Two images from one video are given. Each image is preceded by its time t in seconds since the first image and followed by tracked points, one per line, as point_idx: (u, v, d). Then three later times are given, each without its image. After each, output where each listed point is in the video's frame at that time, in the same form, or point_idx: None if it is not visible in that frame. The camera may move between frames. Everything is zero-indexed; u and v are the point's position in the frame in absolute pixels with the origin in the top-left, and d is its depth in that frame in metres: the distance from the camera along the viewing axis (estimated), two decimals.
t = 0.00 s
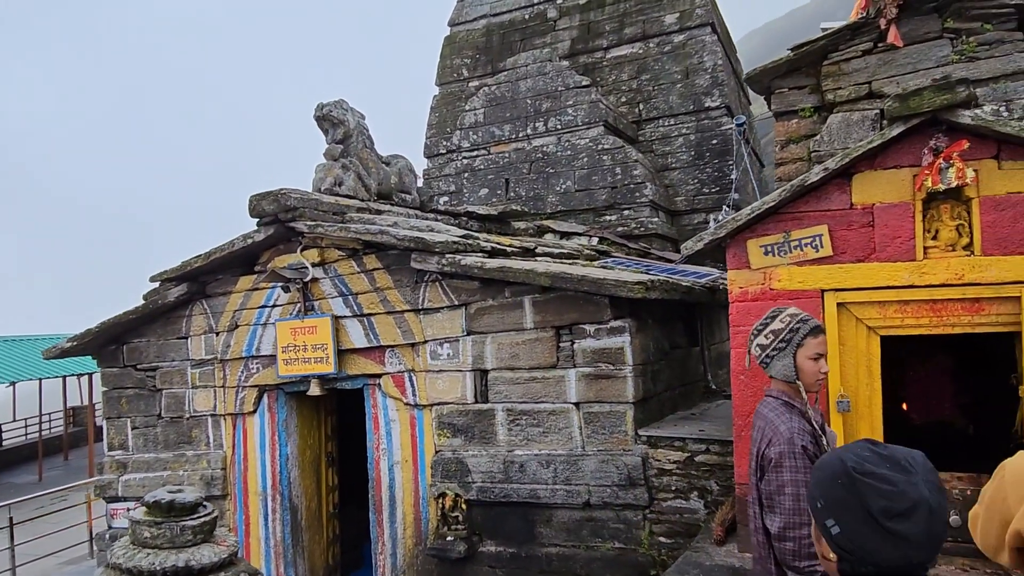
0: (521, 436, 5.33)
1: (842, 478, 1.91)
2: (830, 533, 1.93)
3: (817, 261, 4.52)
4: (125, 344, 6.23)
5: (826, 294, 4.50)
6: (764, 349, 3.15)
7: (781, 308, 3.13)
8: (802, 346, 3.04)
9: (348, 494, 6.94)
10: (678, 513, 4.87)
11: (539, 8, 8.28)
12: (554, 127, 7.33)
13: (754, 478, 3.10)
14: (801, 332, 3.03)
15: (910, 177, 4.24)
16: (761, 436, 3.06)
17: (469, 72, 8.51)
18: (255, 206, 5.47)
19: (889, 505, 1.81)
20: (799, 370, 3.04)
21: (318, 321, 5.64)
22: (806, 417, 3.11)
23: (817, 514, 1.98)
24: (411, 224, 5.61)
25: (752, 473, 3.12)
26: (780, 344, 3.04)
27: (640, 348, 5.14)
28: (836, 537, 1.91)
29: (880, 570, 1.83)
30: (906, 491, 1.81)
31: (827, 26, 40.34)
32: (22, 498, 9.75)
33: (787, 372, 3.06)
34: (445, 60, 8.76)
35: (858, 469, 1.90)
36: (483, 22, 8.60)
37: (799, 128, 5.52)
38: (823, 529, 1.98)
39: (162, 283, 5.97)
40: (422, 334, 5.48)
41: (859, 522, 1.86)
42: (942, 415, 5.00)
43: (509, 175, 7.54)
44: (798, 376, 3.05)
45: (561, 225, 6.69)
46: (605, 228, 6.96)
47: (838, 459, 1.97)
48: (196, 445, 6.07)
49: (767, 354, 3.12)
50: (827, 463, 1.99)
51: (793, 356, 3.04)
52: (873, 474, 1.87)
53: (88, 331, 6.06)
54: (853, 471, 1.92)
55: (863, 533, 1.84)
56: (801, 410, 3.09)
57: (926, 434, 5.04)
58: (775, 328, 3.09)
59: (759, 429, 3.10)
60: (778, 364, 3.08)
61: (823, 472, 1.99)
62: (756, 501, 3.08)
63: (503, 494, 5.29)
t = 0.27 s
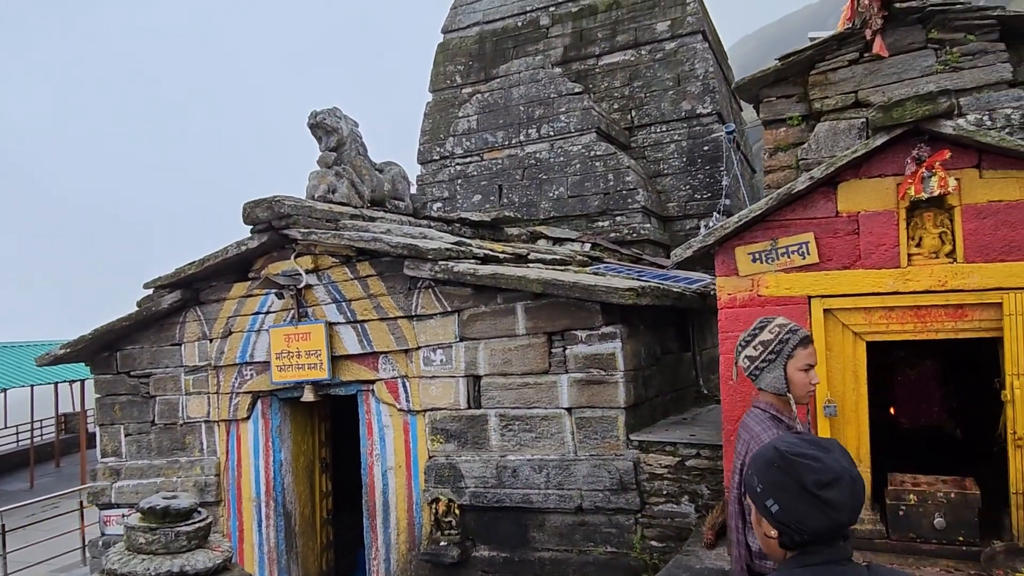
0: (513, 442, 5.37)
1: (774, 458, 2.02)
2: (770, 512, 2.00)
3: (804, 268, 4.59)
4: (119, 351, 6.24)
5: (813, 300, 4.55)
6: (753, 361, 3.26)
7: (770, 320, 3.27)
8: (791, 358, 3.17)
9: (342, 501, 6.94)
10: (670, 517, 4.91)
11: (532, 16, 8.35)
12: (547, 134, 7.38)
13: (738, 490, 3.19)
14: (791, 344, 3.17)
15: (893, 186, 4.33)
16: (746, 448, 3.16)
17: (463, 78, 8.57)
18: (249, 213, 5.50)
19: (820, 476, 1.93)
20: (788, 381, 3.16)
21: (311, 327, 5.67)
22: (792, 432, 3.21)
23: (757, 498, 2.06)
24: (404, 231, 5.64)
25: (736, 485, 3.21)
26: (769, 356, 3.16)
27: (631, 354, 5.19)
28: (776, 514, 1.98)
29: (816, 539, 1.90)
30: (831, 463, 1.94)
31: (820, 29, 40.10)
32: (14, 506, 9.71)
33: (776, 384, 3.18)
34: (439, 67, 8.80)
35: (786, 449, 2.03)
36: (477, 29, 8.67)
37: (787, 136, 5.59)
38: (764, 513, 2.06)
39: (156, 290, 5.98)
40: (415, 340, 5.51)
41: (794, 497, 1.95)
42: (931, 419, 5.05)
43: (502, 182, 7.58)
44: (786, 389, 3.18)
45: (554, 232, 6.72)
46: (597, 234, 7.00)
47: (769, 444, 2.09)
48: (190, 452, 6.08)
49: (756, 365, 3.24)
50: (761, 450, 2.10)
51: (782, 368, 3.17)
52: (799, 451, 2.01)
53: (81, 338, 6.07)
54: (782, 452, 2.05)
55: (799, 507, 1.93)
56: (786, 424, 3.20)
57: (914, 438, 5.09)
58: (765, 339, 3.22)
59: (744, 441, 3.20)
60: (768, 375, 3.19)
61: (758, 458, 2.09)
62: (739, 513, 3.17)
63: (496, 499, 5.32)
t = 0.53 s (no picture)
0: (511, 448, 5.38)
1: (765, 447, 2.15)
2: (763, 500, 2.09)
3: (800, 276, 4.66)
4: (114, 357, 6.21)
5: (809, 307, 4.65)
6: (773, 374, 3.03)
7: (788, 330, 3.06)
8: (814, 371, 2.96)
9: (339, 507, 6.93)
10: (667, 523, 4.94)
11: (528, 23, 8.38)
12: (543, 141, 7.40)
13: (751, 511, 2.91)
14: (813, 355, 2.98)
15: (887, 195, 4.40)
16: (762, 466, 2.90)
17: (459, 85, 8.58)
18: (246, 220, 5.50)
19: (806, 461, 2.08)
20: (811, 395, 2.94)
21: (309, 334, 5.67)
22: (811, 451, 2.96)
23: (747, 487, 2.15)
24: (401, 237, 5.65)
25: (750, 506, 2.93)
26: (792, 368, 2.94)
27: (628, 360, 5.22)
28: (768, 500, 2.08)
29: (805, 520, 2.03)
30: (815, 449, 2.12)
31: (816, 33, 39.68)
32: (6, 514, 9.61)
33: (798, 399, 2.94)
34: (435, 73, 8.82)
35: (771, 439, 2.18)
36: (473, 36, 8.69)
37: (781, 145, 5.65)
38: (752, 501, 2.15)
39: (152, 296, 5.96)
40: (413, 346, 5.51)
41: (784, 482, 2.07)
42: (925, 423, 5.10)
43: (498, 188, 7.60)
44: (808, 403, 2.95)
45: (550, 238, 6.73)
46: (593, 240, 7.03)
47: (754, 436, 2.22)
48: (186, 458, 6.05)
49: (776, 377, 3.00)
50: (747, 442, 2.22)
51: (804, 382, 2.95)
52: (785, 438, 2.17)
53: (76, 344, 6.04)
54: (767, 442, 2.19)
55: (790, 491, 2.05)
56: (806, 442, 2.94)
57: (908, 442, 5.15)
58: (786, 350, 3.02)
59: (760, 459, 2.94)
60: (789, 389, 2.96)
61: (745, 450, 2.21)
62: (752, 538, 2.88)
63: (494, 505, 5.34)
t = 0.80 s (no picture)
0: (514, 454, 5.39)
1: (760, 446, 2.09)
2: (759, 499, 2.03)
3: (803, 283, 4.74)
4: (115, 363, 6.19)
5: (811, 315, 4.73)
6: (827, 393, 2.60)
7: (843, 345, 2.67)
8: (875, 387, 2.57)
9: (340, 513, 6.92)
10: (670, 529, 4.96)
11: (528, 30, 8.42)
12: (544, 147, 7.42)
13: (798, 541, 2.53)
14: (873, 372, 2.58)
15: (890, 204, 4.46)
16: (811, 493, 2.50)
17: (459, 91, 8.60)
18: (249, 225, 5.50)
19: (801, 460, 2.05)
20: (872, 414, 2.54)
21: (312, 339, 5.67)
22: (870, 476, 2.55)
23: (742, 487, 2.07)
24: (404, 243, 5.65)
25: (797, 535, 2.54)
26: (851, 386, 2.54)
27: (631, 367, 5.24)
28: (764, 499, 2.02)
29: (799, 517, 2.00)
30: (806, 449, 2.09)
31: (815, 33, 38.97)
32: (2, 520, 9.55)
33: (859, 418, 2.53)
34: (435, 79, 8.83)
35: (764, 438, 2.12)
36: (473, 43, 8.72)
37: (783, 153, 5.66)
38: (744, 501, 2.08)
39: (154, 301, 5.95)
40: (416, 352, 5.52)
41: (780, 481, 2.02)
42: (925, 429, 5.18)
43: (499, 194, 7.61)
44: (870, 422, 2.54)
45: (551, 244, 6.73)
46: (594, 246, 7.04)
47: (747, 436, 2.15)
48: (187, 463, 6.03)
49: (833, 396, 2.58)
50: (738, 442, 2.14)
51: (865, 400, 2.55)
52: (778, 437, 2.12)
53: (77, 349, 6.02)
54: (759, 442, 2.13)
55: (787, 490, 2.00)
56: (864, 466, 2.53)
57: (910, 448, 5.19)
58: (843, 365, 2.61)
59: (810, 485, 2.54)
60: (848, 408, 2.55)
61: (736, 449, 2.13)
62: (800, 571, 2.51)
63: (496, 511, 5.34)
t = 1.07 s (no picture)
0: (521, 459, 5.40)
1: (756, 451, 2.20)
2: (748, 500, 2.14)
3: (812, 290, 4.79)
4: (123, 366, 6.20)
5: (821, 321, 4.79)
6: (911, 393, 2.68)
7: (925, 342, 2.69)
8: (960, 386, 2.63)
9: (346, 517, 6.93)
10: (677, 535, 4.97)
11: (533, 36, 8.44)
12: (549, 153, 7.42)
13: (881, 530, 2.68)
14: (957, 370, 2.62)
15: (899, 212, 4.54)
16: (895, 485, 2.63)
17: (465, 97, 8.63)
18: (258, 230, 5.52)
19: (792, 469, 2.18)
20: (957, 413, 2.61)
21: (319, 344, 5.68)
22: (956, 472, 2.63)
23: (734, 487, 2.17)
24: (412, 248, 5.67)
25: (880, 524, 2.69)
26: (936, 386, 2.60)
27: (638, 372, 5.25)
28: (754, 501, 2.13)
29: (783, 520, 2.14)
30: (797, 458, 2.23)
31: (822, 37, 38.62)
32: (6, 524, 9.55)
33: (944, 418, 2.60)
34: (440, 85, 8.86)
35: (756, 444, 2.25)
36: (478, 49, 8.75)
37: (790, 160, 5.69)
38: (733, 501, 2.19)
39: (162, 305, 5.97)
40: (423, 357, 5.53)
41: (772, 485, 2.14)
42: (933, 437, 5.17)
43: (504, 200, 7.63)
44: (956, 420, 2.61)
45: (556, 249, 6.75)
46: (599, 252, 7.04)
47: (741, 440, 2.26)
48: (194, 467, 6.04)
49: (917, 396, 2.66)
50: (733, 445, 2.26)
51: (951, 399, 2.62)
52: (770, 445, 2.26)
53: (85, 352, 6.03)
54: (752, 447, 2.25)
55: (777, 494, 2.12)
56: (949, 462, 2.62)
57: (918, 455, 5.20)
58: (926, 365, 2.66)
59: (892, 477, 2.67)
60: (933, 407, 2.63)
61: (731, 451, 2.23)
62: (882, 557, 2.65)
63: (503, 516, 5.35)
